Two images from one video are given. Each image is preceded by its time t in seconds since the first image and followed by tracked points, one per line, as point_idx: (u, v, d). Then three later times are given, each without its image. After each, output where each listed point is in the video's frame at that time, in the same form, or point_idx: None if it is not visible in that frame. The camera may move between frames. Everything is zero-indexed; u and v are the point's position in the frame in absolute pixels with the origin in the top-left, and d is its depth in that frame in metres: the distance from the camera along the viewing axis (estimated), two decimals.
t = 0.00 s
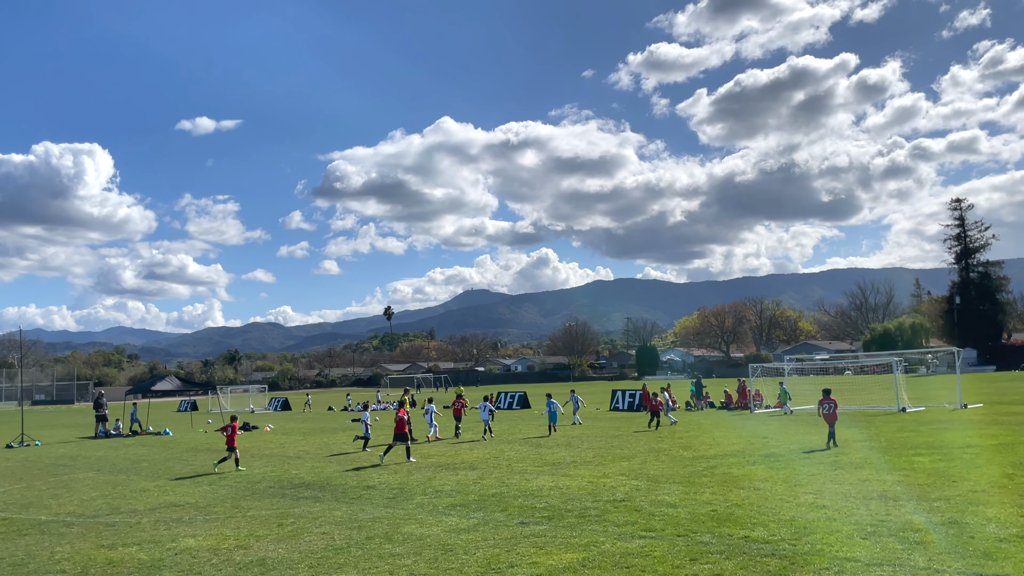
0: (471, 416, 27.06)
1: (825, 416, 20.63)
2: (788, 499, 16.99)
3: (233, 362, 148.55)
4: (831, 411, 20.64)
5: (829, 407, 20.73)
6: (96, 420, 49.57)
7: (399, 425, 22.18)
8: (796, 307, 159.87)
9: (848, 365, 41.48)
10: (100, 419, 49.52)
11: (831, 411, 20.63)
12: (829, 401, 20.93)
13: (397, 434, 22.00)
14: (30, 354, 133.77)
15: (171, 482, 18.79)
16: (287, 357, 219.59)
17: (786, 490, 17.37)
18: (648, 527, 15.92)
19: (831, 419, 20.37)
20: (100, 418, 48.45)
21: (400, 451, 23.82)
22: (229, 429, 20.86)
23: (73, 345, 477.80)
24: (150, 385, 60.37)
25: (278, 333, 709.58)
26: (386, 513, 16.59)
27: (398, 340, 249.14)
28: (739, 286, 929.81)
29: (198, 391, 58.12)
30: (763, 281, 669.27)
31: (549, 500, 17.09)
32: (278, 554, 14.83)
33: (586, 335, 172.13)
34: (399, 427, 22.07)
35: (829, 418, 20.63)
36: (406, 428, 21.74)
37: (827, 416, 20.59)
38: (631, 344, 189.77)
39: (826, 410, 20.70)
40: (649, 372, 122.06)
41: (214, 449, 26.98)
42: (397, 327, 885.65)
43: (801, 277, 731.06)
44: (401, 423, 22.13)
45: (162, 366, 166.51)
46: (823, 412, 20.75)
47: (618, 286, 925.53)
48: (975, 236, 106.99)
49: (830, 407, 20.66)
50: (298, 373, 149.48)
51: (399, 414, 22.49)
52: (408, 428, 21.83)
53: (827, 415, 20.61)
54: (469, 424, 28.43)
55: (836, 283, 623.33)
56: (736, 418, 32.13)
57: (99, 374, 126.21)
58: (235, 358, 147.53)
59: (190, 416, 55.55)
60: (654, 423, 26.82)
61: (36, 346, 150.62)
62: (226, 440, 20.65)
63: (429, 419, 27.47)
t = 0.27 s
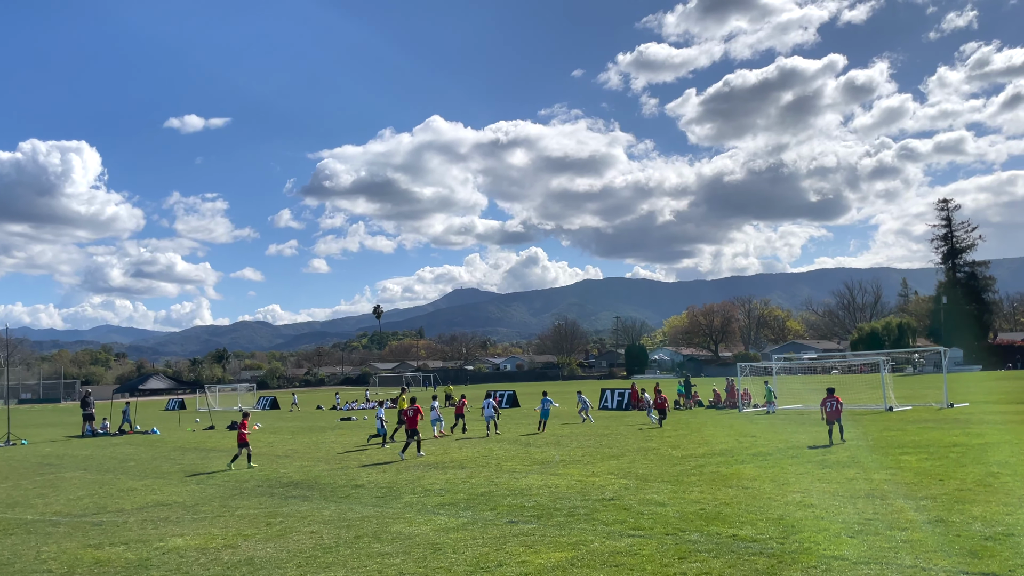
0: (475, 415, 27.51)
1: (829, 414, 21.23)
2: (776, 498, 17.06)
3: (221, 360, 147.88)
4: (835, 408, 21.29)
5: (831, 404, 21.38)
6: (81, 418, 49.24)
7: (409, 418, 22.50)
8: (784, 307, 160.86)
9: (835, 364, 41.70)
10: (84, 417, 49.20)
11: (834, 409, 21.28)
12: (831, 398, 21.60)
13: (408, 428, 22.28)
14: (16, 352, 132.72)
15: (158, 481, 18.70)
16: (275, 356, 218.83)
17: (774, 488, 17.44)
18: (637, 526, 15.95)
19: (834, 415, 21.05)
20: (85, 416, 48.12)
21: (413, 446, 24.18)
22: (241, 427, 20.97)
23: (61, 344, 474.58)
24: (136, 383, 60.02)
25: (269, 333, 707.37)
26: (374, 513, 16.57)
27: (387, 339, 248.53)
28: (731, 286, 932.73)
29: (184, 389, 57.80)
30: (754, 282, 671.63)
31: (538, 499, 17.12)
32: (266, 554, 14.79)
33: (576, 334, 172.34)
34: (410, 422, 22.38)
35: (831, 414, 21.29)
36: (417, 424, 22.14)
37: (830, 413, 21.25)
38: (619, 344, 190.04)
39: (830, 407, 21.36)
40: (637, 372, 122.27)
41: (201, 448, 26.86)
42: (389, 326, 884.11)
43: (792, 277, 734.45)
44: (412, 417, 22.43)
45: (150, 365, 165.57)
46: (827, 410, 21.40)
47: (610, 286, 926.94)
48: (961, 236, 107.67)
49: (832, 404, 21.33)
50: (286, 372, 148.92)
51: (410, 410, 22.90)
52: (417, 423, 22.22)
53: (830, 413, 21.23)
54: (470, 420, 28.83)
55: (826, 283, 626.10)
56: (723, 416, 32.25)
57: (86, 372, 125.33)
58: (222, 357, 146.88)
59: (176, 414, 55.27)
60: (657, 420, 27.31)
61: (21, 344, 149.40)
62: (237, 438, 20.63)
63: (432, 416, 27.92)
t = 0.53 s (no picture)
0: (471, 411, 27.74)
1: (823, 410, 22.04)
2: (758, 496, 17.17)
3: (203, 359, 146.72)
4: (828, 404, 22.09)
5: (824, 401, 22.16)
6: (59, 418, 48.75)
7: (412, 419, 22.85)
8: (766, 306, 162.26)
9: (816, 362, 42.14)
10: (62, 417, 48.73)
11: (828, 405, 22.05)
12: (825, 395, 22.36)
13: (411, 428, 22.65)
14: None
15: (139, 481, 18.58)
16: (258, 354, 217.56)
17: (755, 486, 17.56)
18: (620, 524, 16.03)
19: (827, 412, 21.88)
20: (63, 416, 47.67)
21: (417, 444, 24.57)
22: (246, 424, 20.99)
23: (40, 341, 469.03)
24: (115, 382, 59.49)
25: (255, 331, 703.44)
26: (357, 511, 16.54)
27: (369, 337, 247.73)
28: (718, 285, 937.63)
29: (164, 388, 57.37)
30: (737, 280, 674.63)
31: (521, 498, 17.16)
32: (248, 553, 14.73)
33: (559, 332, 172.76)
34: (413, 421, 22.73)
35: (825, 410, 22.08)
36: (418, 424, 22.60)
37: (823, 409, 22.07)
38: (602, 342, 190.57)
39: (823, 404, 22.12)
40: (619, 371, 122.60)
41: (183, 447, 26.69)
42: (376, 324, 881.98)
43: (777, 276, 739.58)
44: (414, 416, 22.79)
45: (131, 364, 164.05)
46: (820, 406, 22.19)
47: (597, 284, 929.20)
48: (940, 236, 108.90)
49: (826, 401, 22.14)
50: (269, 370, 148.20)
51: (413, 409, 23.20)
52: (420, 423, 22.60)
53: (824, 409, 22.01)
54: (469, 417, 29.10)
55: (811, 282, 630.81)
56: (705, 415, 32.47)
57: (66, 370, 124.04)
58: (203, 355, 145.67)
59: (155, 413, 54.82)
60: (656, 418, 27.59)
61: None
62: (243, 437, 20.77)
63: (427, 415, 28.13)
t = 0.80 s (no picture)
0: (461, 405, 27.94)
1: (802, 408, 22.47)
2: (731, 493, 17.32)
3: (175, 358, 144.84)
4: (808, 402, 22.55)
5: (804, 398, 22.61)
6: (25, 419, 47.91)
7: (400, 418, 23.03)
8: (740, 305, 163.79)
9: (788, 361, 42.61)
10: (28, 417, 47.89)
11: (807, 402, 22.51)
12: (805, 391, 22.84)
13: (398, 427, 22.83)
14: None
15: (109, 481, 18.35)
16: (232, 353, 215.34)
17: (729, 483, 17.72)
18: (595, 521, 16.10)
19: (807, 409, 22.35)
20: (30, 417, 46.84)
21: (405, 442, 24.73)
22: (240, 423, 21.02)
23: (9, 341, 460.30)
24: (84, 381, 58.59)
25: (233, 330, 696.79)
26: (331, 511, 16.48)
27: (345, 336, 246.29)
28: (698, 284, 944.35)
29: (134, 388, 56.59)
30: (715, 279, 679.71)
31: (496, 496, 17.17)
32: (220, 553, 14.60)
33: (534, 331, 172.91)
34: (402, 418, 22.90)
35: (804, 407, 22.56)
36: (406, 421, 22.76)
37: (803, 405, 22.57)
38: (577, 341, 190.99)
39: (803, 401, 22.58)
40: (593, 369, 122.94)
41: (154, 447, 26.37)
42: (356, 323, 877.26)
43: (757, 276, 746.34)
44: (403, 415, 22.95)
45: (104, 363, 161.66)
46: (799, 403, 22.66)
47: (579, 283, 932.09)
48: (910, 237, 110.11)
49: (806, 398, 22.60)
50: (242, 369, 146.64)
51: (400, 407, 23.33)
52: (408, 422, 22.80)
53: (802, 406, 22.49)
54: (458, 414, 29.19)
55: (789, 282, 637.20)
56: (678, 413, 32.73)
57: (34, 370, 121.83)
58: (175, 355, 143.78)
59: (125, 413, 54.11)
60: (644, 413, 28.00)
61: None
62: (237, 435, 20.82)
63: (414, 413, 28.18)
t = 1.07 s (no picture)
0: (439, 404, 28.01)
1: (770, 404, 22.91)
2: (694, 491, 17.54)
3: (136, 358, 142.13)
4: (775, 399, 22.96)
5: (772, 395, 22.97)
6: None
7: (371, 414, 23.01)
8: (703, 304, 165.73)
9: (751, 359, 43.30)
10: None
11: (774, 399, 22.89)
12: (773, 387, 23.22)
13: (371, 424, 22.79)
14: None
15: (66, 484, 18.03)
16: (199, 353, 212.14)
17: (691, 481, 17.95)
18: (559, 519, 16.20)
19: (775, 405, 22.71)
20: None
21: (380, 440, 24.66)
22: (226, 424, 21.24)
23: None
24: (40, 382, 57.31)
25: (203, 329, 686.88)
26: (295, 512, 16.37)
27: (311, 336, 243.85)
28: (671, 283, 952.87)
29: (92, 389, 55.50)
30: (687, 278, 686.16)
31: (462, 496, 17.19)
32: (182, 556, 14.45)
33: (500, 329, 172.81)
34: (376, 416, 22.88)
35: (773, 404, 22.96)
36: (379, 419, 22.78)
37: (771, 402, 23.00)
38: (543, 340, 191.32)
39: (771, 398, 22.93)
40: (558, 368, 123.30)
41: (114, 448, 25.97)
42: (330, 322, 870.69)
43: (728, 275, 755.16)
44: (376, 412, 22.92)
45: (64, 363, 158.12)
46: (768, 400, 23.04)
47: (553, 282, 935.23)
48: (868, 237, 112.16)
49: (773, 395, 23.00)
50: (206, 368, 144.54)
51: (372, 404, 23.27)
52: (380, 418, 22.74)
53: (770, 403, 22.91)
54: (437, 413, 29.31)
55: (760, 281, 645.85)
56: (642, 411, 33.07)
57: None
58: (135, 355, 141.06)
59: (83, 414, 53.11)
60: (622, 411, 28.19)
61: None
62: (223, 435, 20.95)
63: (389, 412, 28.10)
